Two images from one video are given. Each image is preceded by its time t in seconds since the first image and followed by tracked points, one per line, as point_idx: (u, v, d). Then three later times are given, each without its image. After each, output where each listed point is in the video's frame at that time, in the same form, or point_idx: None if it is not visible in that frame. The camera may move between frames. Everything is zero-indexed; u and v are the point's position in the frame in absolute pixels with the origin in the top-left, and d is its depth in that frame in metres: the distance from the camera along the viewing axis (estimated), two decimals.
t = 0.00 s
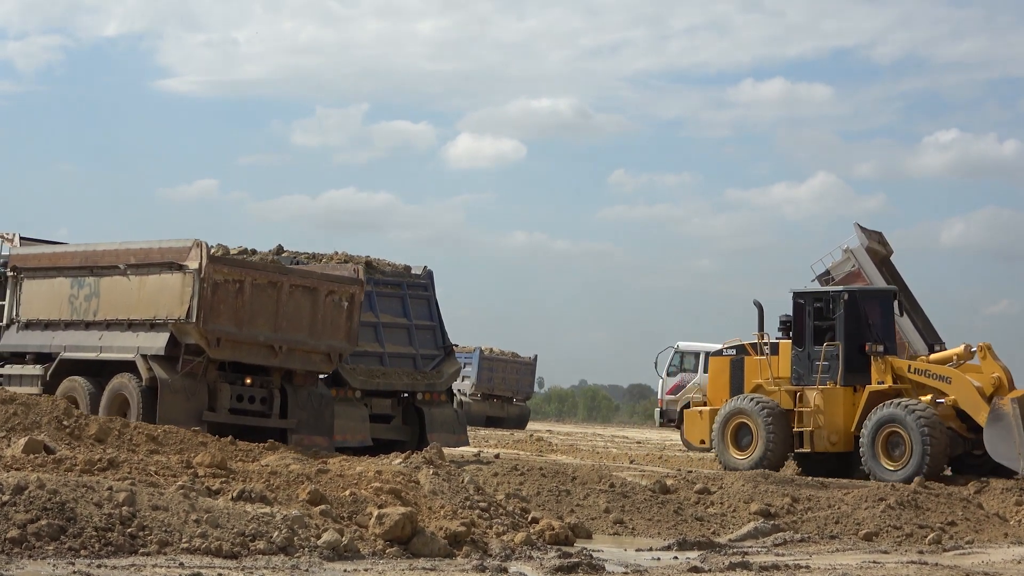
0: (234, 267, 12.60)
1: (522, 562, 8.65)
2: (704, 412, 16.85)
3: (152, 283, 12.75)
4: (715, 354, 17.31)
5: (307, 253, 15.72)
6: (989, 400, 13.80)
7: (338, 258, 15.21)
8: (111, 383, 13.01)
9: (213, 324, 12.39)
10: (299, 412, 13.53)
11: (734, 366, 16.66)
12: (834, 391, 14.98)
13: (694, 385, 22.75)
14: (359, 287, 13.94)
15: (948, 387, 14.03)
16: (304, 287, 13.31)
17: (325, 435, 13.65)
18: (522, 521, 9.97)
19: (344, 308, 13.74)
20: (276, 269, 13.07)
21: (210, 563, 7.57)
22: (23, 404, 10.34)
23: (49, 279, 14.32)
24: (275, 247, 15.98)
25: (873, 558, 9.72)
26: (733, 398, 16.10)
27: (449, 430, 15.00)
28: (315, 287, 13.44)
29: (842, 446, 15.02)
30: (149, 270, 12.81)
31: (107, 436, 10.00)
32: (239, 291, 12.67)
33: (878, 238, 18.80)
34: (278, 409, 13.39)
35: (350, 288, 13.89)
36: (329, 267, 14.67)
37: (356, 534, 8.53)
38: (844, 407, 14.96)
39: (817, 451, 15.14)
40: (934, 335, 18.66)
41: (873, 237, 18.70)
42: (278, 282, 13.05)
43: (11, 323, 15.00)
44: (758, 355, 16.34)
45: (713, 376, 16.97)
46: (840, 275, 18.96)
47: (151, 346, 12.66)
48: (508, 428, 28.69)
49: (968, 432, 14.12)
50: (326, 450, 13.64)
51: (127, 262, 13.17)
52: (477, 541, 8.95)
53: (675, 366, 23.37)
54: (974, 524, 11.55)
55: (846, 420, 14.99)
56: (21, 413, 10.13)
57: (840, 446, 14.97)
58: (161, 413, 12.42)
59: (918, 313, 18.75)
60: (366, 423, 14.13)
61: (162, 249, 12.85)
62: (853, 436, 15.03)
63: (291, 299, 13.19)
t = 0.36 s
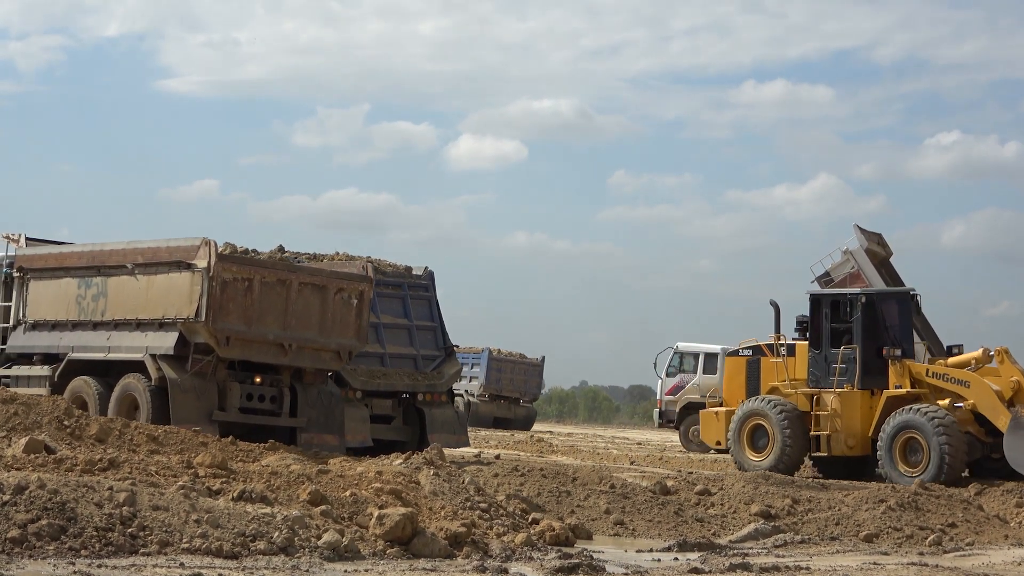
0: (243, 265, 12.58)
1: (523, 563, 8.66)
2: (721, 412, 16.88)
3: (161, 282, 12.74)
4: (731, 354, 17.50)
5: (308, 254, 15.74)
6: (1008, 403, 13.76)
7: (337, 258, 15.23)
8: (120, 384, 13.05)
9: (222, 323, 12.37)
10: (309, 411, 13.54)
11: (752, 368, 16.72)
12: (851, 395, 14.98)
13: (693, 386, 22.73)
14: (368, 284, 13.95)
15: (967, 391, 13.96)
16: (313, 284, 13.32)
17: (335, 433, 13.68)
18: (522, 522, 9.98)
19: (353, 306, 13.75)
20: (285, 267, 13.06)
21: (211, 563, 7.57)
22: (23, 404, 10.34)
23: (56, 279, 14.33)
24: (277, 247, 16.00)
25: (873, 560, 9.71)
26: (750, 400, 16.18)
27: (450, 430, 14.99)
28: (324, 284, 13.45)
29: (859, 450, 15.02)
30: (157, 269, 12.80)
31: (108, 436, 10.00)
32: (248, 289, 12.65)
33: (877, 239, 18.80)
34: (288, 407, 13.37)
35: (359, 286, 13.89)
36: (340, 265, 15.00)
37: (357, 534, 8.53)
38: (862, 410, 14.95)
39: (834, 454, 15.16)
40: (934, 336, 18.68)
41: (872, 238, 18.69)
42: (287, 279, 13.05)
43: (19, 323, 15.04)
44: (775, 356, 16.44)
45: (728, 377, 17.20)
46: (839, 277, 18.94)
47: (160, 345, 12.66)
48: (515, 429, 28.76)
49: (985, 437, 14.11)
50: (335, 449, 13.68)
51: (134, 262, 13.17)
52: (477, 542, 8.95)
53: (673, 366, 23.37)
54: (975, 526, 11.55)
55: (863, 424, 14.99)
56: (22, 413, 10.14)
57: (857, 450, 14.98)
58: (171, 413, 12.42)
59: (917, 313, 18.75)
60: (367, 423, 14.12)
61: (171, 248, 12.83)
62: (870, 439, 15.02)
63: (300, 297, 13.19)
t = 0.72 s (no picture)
0: (253, 265, 12.59)
1: (524, 563, 8.66)
2: (739, 412, 16.85)
3: (170, 282, 12.74)
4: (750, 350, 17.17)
5: (308, 253, 15.76)
6: None
7: (340, 258, 15.26)
8: (128, 385, 13.06)
9: (232, 324, 12.36)
10: (318, 410, 13.49)
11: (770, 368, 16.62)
12: (870, 396, 14.93)
13: (689, 385, 22.66)
14: (378, 284, 14.00)
15: (987, 393, 13.93)
16: (322, 284, 13.34)
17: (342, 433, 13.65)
18: (524, 522, 9.98)
19: (363, 305, 13.79)
20: (295, 267, 13.08)
21: (213, 563, 7.58)
22: (25, 404, 10.35)
23: (64, 279, 14.34)
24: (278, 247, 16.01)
25: (875, 560, 9.70)
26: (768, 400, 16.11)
27: (450, 429, 14.96)
28: (334, 284, 13.49)
29: (879, 452, 14.94)
30: (166, 269, 12.81)
31: (110, 437, 10.01)
32: (258, 289, 12.66)
33: (873, 239, 18.81)
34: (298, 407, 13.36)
35: (369, 285, 13.94)
36: (348, 264, 15.08)
37: (359, 534, 8.53)
38: (881, 411, 14.90)
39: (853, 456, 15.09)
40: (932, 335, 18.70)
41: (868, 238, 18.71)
42: (297, 279, 13.08)
43: (28, 324, 15.07)
44: (793, 355, 16.33)
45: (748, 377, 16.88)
46: (834, 276, 18.92)
47: (169, 346, 12.66)
48: (523, 429, 28.66)
49: (1005, 439, 14.07)
50: (340, 450, 13.61)
51: (143, 262, 13.17)
52: (479, 541, 8.95)
53: (668, 366, 23.33)
54: (977, 526, 11.55)
55: (882, 425, 14.95)
56: (24, 413, 10.16)
57: (876, 452, 14.92)
58: (177, 413, 12.37)
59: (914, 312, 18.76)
60: (367, 423, 14.24)
61: (179, 248, 12.83)
62: (890, 441, 14.95)
63: (310, 297, 13.22)
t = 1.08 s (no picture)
0: (264, 263, 12.59)
1: (526, 561, 8.65)
2: (757, 412, 16.81)
3: (181, 281, 12.73)
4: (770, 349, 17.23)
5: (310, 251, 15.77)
6: None
7: (345, 256, 15.27)
8: (138, 384, 13.08)
9: (242, 323, 12.37)
10: (329, 409, 13.53)
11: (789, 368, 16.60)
12: (889, 396, 14.90)
13: (682, 385, 22.64)
14: (388, 283, 14.01)
15: (1008, 393, 14.01)
16: (333, 283, 13.35)
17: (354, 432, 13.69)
18: (527, 520, 9.98)
19: (373, 304, 13.81)
20: (306, 266, 13.08)
21: (215, 561, 7.59)
22: (29, 402, 10.37)
23: (74, 277, 14.35)
24: (281, 246, 16.01)
25: (878, 558, 9.69)
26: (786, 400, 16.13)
27: (453, 428, 14.96)
28: (344, 283, 13.50)
29: (897, 452, 14.92)
30: (177, 267, 12.80)
31: (112, 435, 10.02)
32: (269, 288, 12.66)
33: (865, 238, 18.78)
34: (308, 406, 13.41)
35: (380, 284, 13.96)
36: (357, 263, 15.10)
37: (362, 532, 8.52)
38: (900, 410, 14.87)
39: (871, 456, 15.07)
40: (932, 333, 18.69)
41: (860, 237, 18.69)
42: (308, 278, 13.09)
43: (37, 322, 15.09)
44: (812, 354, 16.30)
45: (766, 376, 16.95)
46: (826, 274, 18.86)
47: (179, 345, 12.67)
48: (533, 428, 28.64)
49: None
50: (354, 448, 13.65)
51: (153, 260, 13.18)
52: (481, 540, 8.95)
53: (661, 365, 23.26)
54: (980, 524, 11.54)
55: (901, 426, 14.90)
56: (27, 411, 10.18)
57: (894, 452, 14.89)
58: (188, 412, 12.41)
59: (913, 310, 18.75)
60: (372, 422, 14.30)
61: (190, 246, 12.83)
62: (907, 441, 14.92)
63: (320, 296, 13.23)
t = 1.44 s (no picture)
0: (270, 261, 12.59)
1: (530, 558, 8.66)
2: (766, 408, 16.78)
3: (187, 278, 12.74)
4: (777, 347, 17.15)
5: (314, 249, 15.77)
6: None
7: (348, 253, 15.27)
8: (143, 382, 13.08)
9: (248, 321, 12.37)
10: (336, 408, 13.54)
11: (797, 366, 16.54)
12: (899, 394, 14.86)
13: (676, 380, 22.62)
14: (395, 280, 14.01)
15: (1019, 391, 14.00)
16: (339, 280, 13.36)
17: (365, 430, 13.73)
18: (531, 517, 9.98)
19: (379, 302, 13.81)
20: (312, 263, 13.08)
21: (219, 558, 7.60)
22: (32, 400, 10.37)
23: (79, 274, 14.36)
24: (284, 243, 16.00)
25: (881, 556, 9.68)
26: (795, 396, 16.07)
27: (456, 425, 14.95)
28: (351, 280, 13.51)
29: (905, 450, 14.88)
30: (183, 265, 12.81)
31: (116, 432, 10.03)
32: (275, 285, 12.66)
33: (859, 234, 18.77)
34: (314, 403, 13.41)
35: (386, 282, 13.97)
36: (364, 261, 15.09)
37: (366, 530, 8.53)
38: (910, 408, 14.83)
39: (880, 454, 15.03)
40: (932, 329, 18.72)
41: (854, 233, 18.68)
42: (314, 275, 13.09)
43: (42, 319, 15.11)
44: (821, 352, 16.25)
45: (774, 372, 16.83)
46: (819, 271, 18.85)
47: (185, 343, 12.68)
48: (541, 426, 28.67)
49: None
50: (365, 446, 13.70)
51: (159, 258, 13.19)
52: (485, 537, 8.95)
53: (656, 361, 23.22)
54: (983, 521, 11.53)
55: (910, 423, 14.89)
56: (31, 408, 10.19)
57: (903, 450, 14.84)
58: (197, 411, 12.44)
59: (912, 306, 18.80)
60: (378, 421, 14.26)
61: (196, 243, 12.83)
62: (917, 439, 14.89)
63: (327, 293, 13.23)
